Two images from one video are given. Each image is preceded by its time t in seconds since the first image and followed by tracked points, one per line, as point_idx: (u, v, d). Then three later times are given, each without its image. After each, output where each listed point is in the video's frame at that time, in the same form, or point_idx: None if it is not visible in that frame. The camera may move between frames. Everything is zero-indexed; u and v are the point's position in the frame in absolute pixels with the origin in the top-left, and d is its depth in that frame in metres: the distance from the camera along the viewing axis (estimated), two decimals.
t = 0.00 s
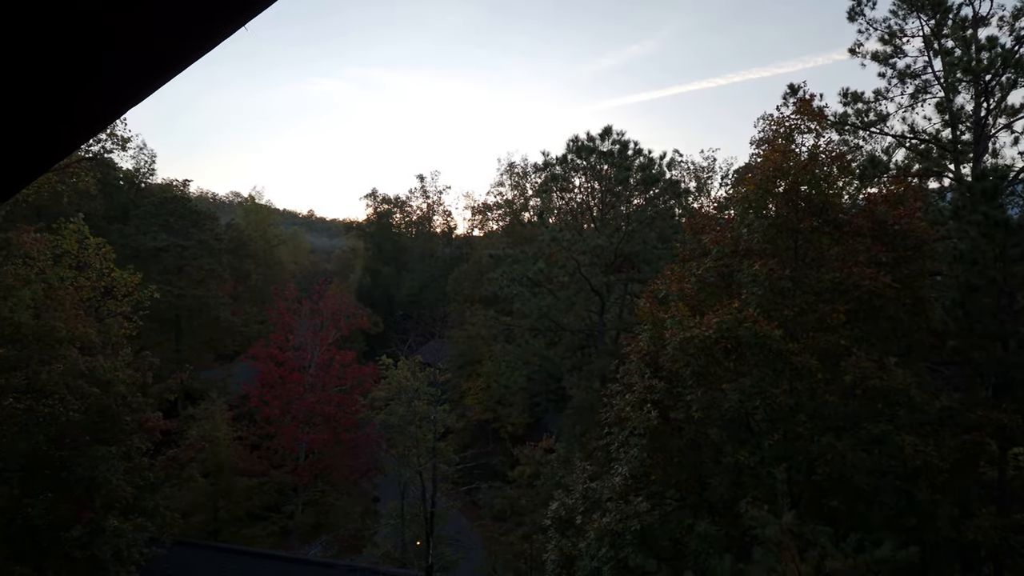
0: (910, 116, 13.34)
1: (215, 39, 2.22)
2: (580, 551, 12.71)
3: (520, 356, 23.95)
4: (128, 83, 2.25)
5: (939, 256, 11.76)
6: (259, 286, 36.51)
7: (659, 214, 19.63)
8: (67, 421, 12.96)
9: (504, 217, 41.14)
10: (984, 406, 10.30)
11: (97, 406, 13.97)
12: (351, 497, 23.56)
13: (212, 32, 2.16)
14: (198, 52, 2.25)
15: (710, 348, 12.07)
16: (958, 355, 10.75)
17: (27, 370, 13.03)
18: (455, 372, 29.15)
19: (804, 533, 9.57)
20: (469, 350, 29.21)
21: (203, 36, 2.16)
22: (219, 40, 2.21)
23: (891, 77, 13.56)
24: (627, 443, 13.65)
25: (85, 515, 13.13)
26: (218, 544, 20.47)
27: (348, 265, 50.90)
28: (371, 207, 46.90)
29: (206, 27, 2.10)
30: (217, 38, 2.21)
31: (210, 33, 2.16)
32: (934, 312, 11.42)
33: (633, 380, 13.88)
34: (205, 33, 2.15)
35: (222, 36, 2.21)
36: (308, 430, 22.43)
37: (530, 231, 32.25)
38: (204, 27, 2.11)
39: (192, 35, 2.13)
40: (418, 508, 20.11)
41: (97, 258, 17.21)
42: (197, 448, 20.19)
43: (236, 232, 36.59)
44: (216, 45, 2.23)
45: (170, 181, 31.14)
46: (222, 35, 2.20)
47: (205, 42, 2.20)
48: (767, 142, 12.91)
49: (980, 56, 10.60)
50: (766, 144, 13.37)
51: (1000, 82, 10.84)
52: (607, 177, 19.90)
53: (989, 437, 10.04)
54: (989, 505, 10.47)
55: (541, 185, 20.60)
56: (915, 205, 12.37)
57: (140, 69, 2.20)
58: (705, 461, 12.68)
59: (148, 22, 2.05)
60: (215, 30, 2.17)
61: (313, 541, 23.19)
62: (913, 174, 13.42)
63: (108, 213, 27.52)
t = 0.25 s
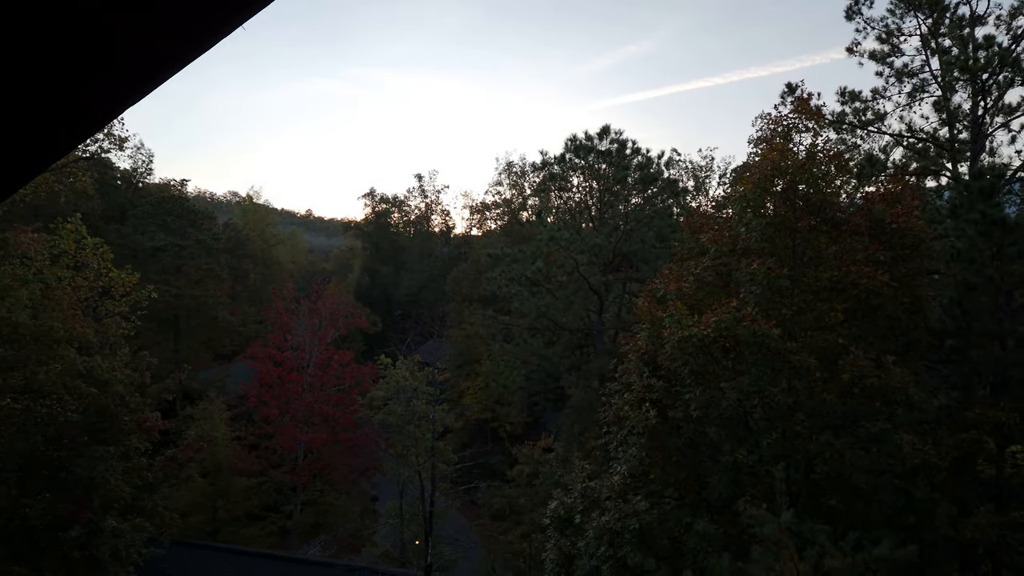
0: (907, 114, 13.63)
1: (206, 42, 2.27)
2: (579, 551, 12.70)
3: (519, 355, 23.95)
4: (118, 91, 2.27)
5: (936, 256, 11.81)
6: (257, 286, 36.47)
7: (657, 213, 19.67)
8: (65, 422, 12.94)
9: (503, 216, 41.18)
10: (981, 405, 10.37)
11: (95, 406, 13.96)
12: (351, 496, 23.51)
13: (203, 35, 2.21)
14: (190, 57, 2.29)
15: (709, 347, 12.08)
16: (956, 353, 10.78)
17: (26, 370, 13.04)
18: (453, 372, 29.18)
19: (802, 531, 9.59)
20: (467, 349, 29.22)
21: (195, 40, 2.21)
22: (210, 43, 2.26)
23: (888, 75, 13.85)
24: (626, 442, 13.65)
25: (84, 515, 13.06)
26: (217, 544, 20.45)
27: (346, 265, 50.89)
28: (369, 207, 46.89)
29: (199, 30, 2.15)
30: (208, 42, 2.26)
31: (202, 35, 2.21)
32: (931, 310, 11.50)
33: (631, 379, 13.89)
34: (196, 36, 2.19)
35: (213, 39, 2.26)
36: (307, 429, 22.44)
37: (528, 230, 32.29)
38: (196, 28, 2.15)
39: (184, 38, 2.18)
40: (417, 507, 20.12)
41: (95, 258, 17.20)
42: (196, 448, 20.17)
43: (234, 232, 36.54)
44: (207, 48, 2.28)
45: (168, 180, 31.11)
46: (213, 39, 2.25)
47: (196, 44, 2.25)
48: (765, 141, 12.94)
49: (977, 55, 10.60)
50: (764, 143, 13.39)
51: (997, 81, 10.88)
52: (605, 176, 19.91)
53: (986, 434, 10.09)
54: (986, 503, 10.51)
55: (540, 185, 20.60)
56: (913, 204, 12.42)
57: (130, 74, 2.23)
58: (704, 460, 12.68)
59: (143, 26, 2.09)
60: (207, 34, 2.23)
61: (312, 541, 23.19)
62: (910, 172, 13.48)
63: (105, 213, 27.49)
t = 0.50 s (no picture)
0: (907, 113, 13.64)
1: (153, 82, 1.82)
2: (579, 550, 12.70)
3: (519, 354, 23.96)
4: (47, 136, 1.88)
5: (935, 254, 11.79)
6: (257, 286, 36.47)
7: (657, 212, 19.67)
8: (65, 422, 12.96)
9: (503, 215, 41.21)
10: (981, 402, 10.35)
11: (96, 406, 14.06)
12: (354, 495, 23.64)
13: (146, 77, 1.77)
14: (136, 98, 1.86)
15: (708, 346, 12.08)
16: (955, 351, 10.77)
17: (25, 370, 13.04)
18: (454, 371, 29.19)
19: (802, 530, 9.59)
20: (467, 349, 29.22)
21: (135, 82, 1.77)
22: (158, 85, 1.82)
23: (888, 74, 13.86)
24: (627, 441, 13.65)
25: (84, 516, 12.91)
26: (216, 543, 20.45)
27: (346, 264, 50.87)
28: (369, 207, 46.90)
29: (137, 75, 1.69)
30: (156, 82, 1.82)
31: (145, 78, 1.77)
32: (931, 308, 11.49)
33: (631, 378, 13.87)
34: (136, 78, 1.75)
35: (161, 80, 1.81)
36: (307, 429, 22.44)
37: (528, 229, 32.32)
38: (134, 73, 1.71)
39: (120, 81, 1.74)
40: (417, 506, 20.11)
41: (95, 258, 17.20)
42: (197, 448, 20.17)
43: (234, 232, 36.56)
44: (155, 90, 1.84)
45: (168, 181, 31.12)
46: (163, 79, 1.80)
47: (139, 86, 1.80)
48: (765, 140, 12.94)
49: (977, 53, 10.61)
50: (764, 142, 13.39)
51: (997, 79, 10.87)
52: (604, 175, 19.91)
53: (986, 432, 10.08)
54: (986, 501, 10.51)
55: (539, 184, 20.60)
56: (914, 202, 12.59)
57: (58, 119, 1.82)
58: (704, 459, 12.68)
59: (67, 68, 1.66)
60: (151, 75, 1.78)
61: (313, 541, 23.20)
62: (910, 171, 13.50)
63: (105, 213, 27.50)
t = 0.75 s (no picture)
0: (908, 111, 13.62)
1: (158, 82, 1.81)
2: (581, 550, 12.71)
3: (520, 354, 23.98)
4: (55, 135, 1.89)
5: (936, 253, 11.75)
6: (258, 286, 36.50)
7: (658, 211, 19.68)
8: (68, 422, 13.00)
9: (503, 215, 41.25)
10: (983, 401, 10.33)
11: (99, 406, 14.08)
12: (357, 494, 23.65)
13: (151, 76, 1.76)
14: (141, 97, 1.85)
15: (710, 345, 12.08)
16: (957, 350, 10.72)
17: (27, 371, 13.05)
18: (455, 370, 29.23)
19: (804, 528, 9.59)
20: (468, 348, 29.23)
21: (139, 80, 1.76)
22: (162, 84, 1.80)
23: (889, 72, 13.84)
24: (628, 440, 13.66)
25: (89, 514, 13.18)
26: (219, 542, 20.51)
27: (347, 265, 50.92)
28: (370, 207, 46.94)
29: (141, 76, 1.68)
30: (161, 82, 1.81)
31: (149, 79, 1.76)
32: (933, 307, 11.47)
33: (633, 377, 13.88)
34: (141, 78, 1.74)
35: (167, 81, 1.80)
36: (309, 429, 22.47)
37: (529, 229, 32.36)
38: (139, 74, 1.70)
39: (125, 79, 1.72)
40: (419, 506, 20.15)
41: (97, 259, 17.22)
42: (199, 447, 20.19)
43: (235, 232, 36.59)
44: (160, 90, 1.83)
45: (169, 181, 31.15)
46: (167, 79, 1.79)
47: (143, 85, 1.80)
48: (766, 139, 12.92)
49: (978, 52, 10.60)
50: (765, 141, 13.37)
51: (998, 77, 10.85)
52: (605, 174, 19.91)
53: (988, 431, 10.07)
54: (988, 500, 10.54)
55: (540, 183, 20.60)
56: (917, 200, 12.56)
57: (62, 120, 1.83)
58: (705, 458, 12.68)
59: (68, 67, 1.66)
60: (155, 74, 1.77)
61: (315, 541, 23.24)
62: (912, 169, 13.48)
63: (106, 214, 27.52)
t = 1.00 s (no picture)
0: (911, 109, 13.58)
1: (162, 81, 1.80)
2: (583, 548, 12.73)
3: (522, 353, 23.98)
4: (62, 136, 1.89)
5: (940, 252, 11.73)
6: (261, 285, 36.57)
7: (660, 210, 19.67)
8: (71, 422, 13.08)
9: (506, 214, 41.27)
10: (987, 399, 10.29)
11: (102, 406, 13.93)
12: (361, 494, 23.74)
13: (155, 75, 1.75)
14: (145, 97, 1.84)
15: (713, 344, 12.08)
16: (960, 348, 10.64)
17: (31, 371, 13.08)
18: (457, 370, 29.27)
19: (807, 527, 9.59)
20: (471, 348, 29.23)
21: (144, 80, 1.75)
22: (166, 83, 1.80)
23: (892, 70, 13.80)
24: (631, 439, 13.66)
25: (91, 515, 13.18)
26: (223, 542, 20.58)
27: (349, 264, 51.00)
28: (372, 206, 46.98)
29: (143, 75, 1.67)
30: (166, 80, 1.80)
31: (153, 78, 1.75)
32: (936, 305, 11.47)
33: (635, 376, 13.88)
34: (144, 77, 1.73)
35: (171, 80, 1.79)
36: (311, 428, 22.51)
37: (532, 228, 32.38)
38: (142, 73, 1.69)
39: (129, 78, 1.71)
40: (422, 505, 20.18)
41: (100, 259, 17.25)
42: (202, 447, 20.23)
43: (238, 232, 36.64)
44: (164, 89, 1.82)
45: (171, 181, 31.18)
46: (171, 79, 1.79)
47: (147, 84, 1.79)
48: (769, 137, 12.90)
49: (981, 50, 10.57)
50: (768, 140, 13.35)
51: (1002, 75, 10.81)
52: (608, 173, 19.90)
53: (992, 430, 10.03)
54: (992, 498, 10.54)
55: (543, 182, 20.59)
56: (919, 199, 12.58)
57: (67, 120, 1.82)
58: (708, 457, 12.68)
59: (69, 67, 1.65)
60: (158, 73, 1.76)
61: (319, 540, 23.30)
62: (915, 167, 13.44)
63: (109, 214, 27.57)
